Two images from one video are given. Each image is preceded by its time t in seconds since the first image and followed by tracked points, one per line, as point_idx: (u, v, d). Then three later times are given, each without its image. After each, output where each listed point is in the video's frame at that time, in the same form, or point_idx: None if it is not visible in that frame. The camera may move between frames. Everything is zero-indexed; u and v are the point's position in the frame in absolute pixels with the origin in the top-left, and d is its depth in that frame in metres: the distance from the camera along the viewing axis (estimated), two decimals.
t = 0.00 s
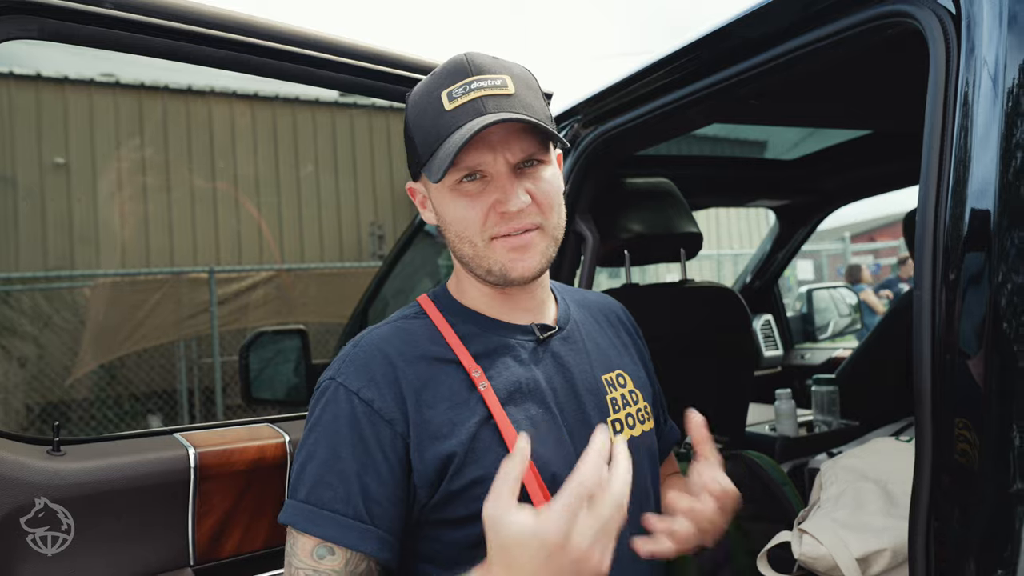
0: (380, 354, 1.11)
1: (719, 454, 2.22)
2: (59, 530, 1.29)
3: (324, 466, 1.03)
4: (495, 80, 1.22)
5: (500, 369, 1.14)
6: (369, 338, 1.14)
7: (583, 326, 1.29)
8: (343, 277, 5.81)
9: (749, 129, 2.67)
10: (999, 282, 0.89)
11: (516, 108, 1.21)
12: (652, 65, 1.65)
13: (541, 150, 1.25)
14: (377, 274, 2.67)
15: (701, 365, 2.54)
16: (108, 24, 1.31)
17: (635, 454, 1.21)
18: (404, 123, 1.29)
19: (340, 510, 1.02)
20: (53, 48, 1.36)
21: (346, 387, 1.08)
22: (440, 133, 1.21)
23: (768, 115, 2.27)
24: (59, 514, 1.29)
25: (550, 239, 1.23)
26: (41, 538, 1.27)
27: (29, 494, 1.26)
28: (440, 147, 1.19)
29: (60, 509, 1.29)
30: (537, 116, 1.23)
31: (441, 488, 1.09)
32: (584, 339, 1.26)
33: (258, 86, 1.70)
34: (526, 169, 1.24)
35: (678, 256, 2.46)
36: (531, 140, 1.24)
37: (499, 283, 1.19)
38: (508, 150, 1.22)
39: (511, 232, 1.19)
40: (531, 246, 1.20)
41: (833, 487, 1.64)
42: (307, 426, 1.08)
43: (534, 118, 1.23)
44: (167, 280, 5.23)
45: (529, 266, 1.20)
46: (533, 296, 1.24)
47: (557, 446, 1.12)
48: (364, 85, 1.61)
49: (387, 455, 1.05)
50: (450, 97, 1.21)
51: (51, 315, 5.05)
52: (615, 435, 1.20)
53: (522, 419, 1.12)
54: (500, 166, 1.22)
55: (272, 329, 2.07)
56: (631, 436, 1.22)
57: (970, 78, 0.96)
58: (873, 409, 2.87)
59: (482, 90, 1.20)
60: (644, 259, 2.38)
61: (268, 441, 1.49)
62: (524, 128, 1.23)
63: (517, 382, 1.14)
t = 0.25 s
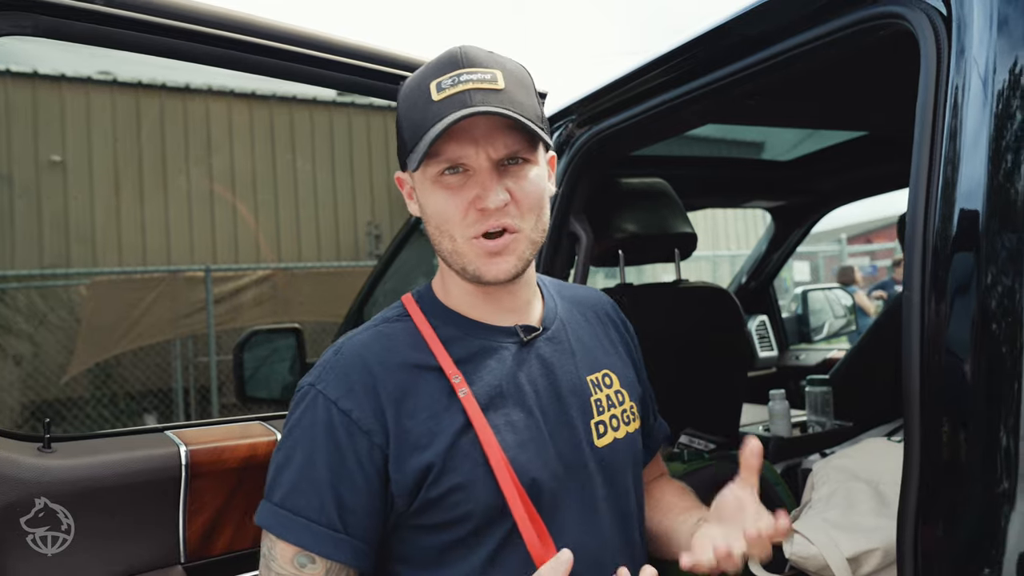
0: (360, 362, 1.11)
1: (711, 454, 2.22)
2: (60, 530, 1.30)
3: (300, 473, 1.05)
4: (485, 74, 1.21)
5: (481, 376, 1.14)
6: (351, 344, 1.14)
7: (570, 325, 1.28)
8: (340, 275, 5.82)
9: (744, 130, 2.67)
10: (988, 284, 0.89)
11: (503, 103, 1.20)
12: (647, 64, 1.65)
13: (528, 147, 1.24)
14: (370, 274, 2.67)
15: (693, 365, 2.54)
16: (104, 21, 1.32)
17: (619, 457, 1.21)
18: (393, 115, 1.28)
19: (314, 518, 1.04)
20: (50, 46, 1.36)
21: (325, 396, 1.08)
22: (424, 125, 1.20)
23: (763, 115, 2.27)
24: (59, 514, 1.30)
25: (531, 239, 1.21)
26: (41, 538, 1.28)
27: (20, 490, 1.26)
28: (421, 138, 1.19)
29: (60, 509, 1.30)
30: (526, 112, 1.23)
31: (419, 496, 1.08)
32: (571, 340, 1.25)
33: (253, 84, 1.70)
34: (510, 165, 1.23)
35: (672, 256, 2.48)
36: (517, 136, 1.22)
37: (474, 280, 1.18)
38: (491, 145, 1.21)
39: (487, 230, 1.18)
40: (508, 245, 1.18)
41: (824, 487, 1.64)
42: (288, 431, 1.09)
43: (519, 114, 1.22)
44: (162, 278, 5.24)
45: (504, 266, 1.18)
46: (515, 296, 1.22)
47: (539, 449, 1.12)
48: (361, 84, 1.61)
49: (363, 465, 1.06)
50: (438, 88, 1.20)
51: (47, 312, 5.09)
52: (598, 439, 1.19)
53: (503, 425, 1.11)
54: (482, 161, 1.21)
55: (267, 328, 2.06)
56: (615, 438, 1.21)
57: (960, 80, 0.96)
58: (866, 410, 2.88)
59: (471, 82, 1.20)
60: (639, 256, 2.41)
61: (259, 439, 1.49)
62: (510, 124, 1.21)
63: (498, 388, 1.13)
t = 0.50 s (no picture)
0: (340, 360, 1.10)
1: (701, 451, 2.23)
2: (59, 531, 1.31)
3: (279, 471, 1.05)
4: (469, 70, 1.22)
5: (462, 376, 1.15)
6: (333, 342, 1.13)
7: (554, 323, 1.28)
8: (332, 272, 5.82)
9: (735, 128, 2.68)
10: (971, 284, 0.88)
11: (486, 100, 1.21)
12: (637, 61, 1.65)
13: (513, 145, 1.24)
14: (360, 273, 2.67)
15: (682, 362, 2.54)
16: (94, 15, 1.32)
17: (601, 457, 1.22)
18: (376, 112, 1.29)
19: (290, 516, 1.04)
20: (40, 40, 1.36)
21: (304, 394, 1.08)
22: (408, 123, 1.21)
23: (754, 113, 2.28)
24: (59, 514, 1.31)
25: (518, 237, 1.21)
26: (42, 538, 1.29)
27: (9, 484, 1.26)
28: (404, 138, 1.20)
29: (60, 509, 1.31)
30: (510, 110, 1.23)
31: (396, 498, 1.09)
32: (555, 337, 1.26)
33: (243, 79, 1.70)
34: (495, 164, 1.23)
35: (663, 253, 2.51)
36: (502, 135, 1.23)
37: (460, 279, 1.19)
38: (476, 144, 1.22)
39: (472, 228, 1.18)
40: (494, 243, 1.19)
41: (811, 483, 1.66)
42: (266, 426, 1.08)
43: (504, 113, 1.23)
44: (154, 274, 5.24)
45: (490, 263, 1.19)
46: (502, 295, 1.23)
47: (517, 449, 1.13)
48: (352, 80, 1.62)
49: (341, 464, 1.06)
50: (421, 85, 1.21)
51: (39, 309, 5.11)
52: (582, 438, 1.20)
53: (481, 427, 1.13)
54: (467, 161, 1.22)
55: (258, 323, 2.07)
56: (598, 438, 1.22)
57: (943, 80, 0.96)
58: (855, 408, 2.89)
59: (453, 79, 1.21)
60: (632, 252, 2.43)
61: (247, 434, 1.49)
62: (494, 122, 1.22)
63: (477, 389, 1.14)
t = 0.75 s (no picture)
0: (299, 348, 1.18)
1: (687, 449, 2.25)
2: (58, 531, 1.38)
3: (240, 453, 1.14)
4: (481, 61, 1.27)
5: (415, 369, 1.18)
6: (297, 332, 1.21)
7: (529, 321, 1.29)
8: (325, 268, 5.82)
9: (724, 129, 2.69)
10: (951, 287, 0.89)
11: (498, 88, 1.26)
12: (626, 61, 1.67)
13: (513, 140, 1.30)
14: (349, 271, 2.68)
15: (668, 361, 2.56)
16: (87, 11, 1.32)
17: (566, 455, 1.22)
18: (381, 90, 1.32)
19: (245, 494, 1.13)
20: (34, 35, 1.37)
21: (263, 380, 1.16)
22: (419, 100, 1.24)
23: (742, 114, 2.29)
24: (59, 515, 1.39)
25: (509, 226, 1.25)
26: (41, 539, 1.37)
27: None
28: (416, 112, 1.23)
29: (60, 510, 1.39)
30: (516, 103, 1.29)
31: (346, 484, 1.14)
32: (527, 335, 1.27)
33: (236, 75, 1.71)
34: (495, 154, 1.28)
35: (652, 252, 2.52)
36: (506, 127, 1.29)
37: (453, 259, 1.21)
38: (482, 129, 1.26)
39: (470, 210, 1.21)
40: (490, 226, 1.22)
41: (794, 481, 1.68)
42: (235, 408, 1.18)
43: (510, 105, 1.29)
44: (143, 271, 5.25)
45: (484, 248, 1.22)
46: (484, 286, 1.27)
47: (474, 442, 1.16)
48: (342, 76, 1.63)
49: (290, 448, 1.13)
50: (435, 67, 1.26)
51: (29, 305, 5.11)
52: (544, 437, 1.20)
53: (438, 421, 1.15)
54: (472, 144, 1.25)
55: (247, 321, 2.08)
56: (566, 437, 1.22)
57: (923, 86, 0.98)
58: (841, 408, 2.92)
59: (468, 66, 1.26)
60: (620, 251, 2.44)
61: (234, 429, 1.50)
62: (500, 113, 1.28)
63: (433, 381, 1.17)
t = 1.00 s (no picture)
0: (274, 346, 1.21)
1: (679, 448, 2.26)
2: (59, 530, 1.35)
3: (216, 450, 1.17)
4: (471, 68, 1.30)
5: (385, 367, 1.20)
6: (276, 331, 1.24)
7: (507, 325, 1.30)
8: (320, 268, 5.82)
9: (717, 130, 2.70)
10: (937, 286, 0.90)
11: (483, 92, 1.29)
12: (620, 62, 1.67)
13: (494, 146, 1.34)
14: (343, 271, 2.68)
15: (659, 361, 2.57)
16: (80, 11, 1.33)
17: (537, 461, 1.21)
18: (371, 91, 1.34)
19: (224, 492, 1.15)
20: (27, 35, 1.38)
21: (241, 378, 1.19)
22: (402, 97, 1.27)
23: (736, 115, 2.30)
24: (59, 514, 1.35)
25: (481, 228, 1.28)
26: (41, 538, 1.33)
27: None
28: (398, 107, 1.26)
29: (60, 509, 1.35)
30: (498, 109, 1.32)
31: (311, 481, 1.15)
32: (503, 340, 1.27)
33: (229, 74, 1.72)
34: (474, 158, 1.32)
35: (644, 251, 2.54)
36: (487, 132, 1.32)
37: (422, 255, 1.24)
38: (463, 132, 1.30)
39: (443, 207, 1.24)
40: (461, 226, 1.25)
41: (784, 479, 1.69)
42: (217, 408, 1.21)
43: (491, 110, 1.32)
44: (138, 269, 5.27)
45: (454, 245, 1.25)
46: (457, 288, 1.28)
47: (445, 442, 1.16)
48: (334, 77, 1.64)
49: (264, 444, 1.15)
50: (424, 69, 1.27)
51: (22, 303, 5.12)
52: (516, 441, 1.19)
53: (404, 420, 1.16)
54: (452, 144, 1.29)
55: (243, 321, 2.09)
56: (540, 442, 1.21)
57: (911, 88, 0.99)
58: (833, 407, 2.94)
59: (456, 70, 1.27)
60: (612, 250, 2.47)
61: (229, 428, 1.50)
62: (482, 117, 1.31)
63: (403, 378, 1.19)
